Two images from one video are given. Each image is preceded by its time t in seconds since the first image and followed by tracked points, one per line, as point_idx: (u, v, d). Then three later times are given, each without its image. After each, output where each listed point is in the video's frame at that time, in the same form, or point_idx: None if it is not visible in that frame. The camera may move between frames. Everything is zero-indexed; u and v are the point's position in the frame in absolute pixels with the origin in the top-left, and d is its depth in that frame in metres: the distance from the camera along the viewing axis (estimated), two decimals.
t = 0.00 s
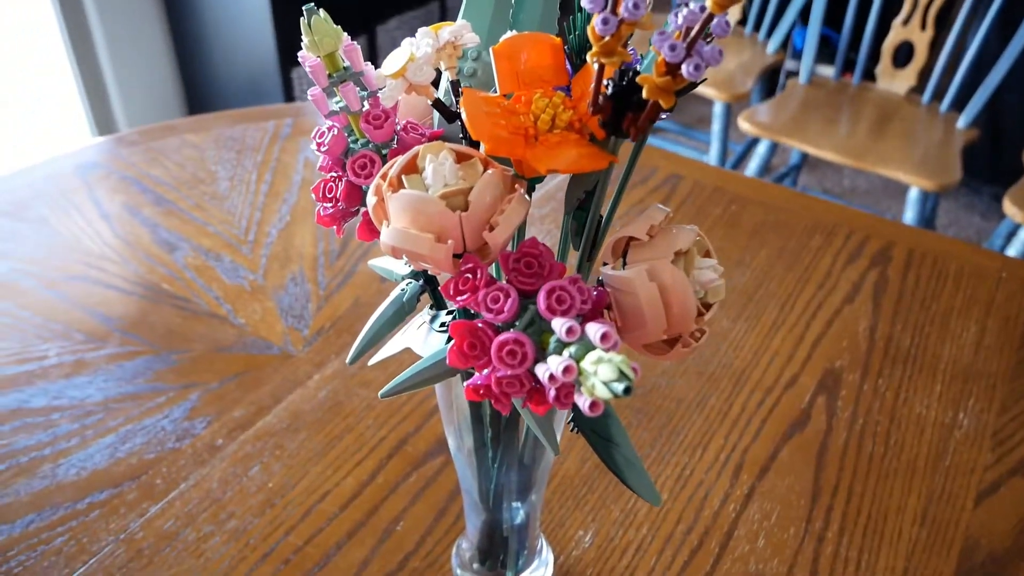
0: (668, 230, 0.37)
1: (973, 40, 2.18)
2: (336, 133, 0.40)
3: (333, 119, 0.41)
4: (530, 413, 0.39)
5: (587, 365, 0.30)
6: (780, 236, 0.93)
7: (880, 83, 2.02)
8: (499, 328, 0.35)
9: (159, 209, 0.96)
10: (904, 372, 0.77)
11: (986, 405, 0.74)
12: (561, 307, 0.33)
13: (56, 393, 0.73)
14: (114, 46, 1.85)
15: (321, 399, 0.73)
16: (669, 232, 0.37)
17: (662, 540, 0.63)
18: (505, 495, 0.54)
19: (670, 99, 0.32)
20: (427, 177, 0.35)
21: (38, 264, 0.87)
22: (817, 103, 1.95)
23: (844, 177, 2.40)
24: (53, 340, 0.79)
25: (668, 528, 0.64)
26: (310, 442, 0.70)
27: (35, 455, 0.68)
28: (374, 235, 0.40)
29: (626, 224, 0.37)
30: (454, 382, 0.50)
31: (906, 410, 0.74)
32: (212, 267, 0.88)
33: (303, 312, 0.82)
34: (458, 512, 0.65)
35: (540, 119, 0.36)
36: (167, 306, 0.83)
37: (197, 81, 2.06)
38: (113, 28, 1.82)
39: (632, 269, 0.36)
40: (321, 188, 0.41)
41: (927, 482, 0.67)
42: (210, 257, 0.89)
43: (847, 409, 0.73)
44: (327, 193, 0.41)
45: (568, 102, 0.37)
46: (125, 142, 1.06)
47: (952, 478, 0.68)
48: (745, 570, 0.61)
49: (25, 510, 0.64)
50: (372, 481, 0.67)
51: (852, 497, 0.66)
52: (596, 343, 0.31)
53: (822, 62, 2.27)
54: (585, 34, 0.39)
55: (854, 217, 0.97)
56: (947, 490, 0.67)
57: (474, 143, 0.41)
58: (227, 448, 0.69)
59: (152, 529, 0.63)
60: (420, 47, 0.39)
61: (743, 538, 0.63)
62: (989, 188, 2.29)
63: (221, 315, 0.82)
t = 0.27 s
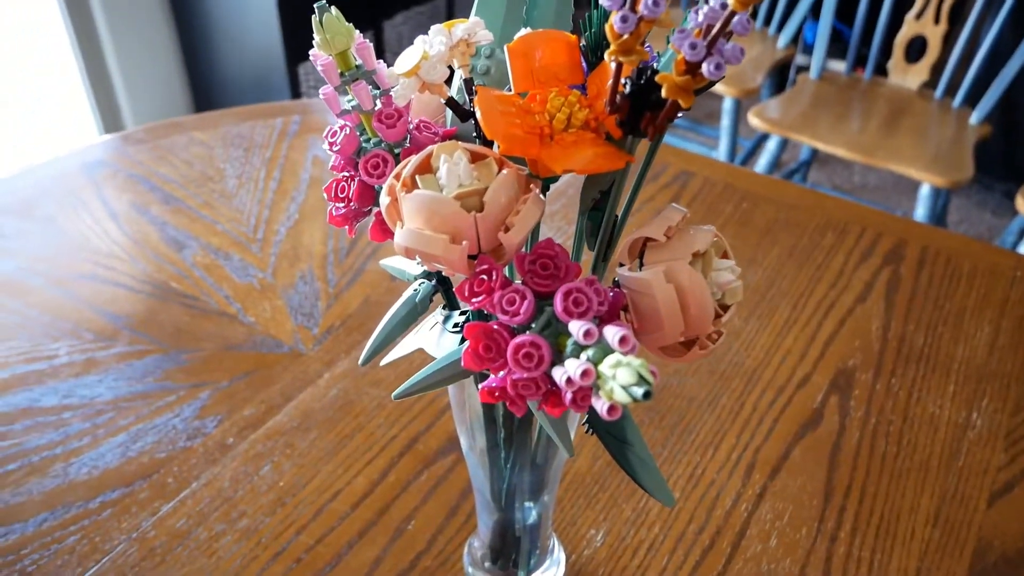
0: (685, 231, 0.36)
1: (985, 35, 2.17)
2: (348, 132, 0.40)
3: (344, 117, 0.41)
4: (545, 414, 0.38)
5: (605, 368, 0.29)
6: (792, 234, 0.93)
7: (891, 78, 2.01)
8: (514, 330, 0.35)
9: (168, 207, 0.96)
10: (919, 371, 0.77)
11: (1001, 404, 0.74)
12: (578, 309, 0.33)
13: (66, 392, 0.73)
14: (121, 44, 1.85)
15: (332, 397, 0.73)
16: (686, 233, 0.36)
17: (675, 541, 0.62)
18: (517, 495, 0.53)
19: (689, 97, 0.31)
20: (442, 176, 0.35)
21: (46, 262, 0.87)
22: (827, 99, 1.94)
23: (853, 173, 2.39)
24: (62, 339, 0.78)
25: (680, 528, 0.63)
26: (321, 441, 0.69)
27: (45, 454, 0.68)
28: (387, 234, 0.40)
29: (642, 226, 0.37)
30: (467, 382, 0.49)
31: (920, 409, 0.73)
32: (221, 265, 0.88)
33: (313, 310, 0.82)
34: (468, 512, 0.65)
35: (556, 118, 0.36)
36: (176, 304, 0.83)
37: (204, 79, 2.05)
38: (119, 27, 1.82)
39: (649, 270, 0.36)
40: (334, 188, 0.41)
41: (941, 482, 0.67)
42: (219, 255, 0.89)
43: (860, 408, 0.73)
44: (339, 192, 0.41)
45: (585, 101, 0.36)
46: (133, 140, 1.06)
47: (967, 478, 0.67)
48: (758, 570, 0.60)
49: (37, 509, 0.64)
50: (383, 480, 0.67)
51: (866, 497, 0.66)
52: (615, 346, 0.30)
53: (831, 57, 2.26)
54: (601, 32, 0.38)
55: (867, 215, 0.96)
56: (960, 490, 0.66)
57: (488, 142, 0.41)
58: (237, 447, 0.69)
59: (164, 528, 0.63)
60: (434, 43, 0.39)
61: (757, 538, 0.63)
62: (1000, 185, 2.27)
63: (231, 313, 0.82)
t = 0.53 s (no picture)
0: (683, 231, 0.36)
1: (975, 18, 2.16)
2: (339, 128, 0.39)
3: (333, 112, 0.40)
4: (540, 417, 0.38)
5: (603, 377, 0.29)
6: (784, 223, 0.92)
7: (881, 62, 2.00)
8: (509, 333, 0.34)
9: (153, 196, 0.95)
10: (911, 361, 0.76)
11: (993, 395, 0.74)
12: (575, 313, 0.32)
13: (50, 387, 0.72)
14: (107, 30, 1.83)
15: (321, 390, 0.72)
16: (684, 233, 0.36)
17: (668, 534, 0.62)
18: (510, 492, 0.53)
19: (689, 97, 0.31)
20: (435, 176, 0.34)
21: (30, 253, 0.86)
22: (817, 83, 1.93)
23: (843, 157, 2.39)
24: (46, 332, 0.77)
25: (673, 521, 0.63)
26: (311, 436, 0.69)
27: (31, 450, 0.67)
28: (378, 233, 0.39)
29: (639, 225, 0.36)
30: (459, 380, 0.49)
31: (912, 400, 0.73)
32: (208, 255, 0.87)
33: (302, 301, 0.81)
34: (460, 507, 0.64)
35: (552, 116, 0.35)
36: (162, 295, 0.82)
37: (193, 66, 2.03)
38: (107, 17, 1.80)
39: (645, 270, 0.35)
40: (323, 185, 0.40)
41: (933, 474, 0.67)
42: (205, 245, 0.88)
43: (853, 399, 0.73)
44: (330, 190, 0.40)
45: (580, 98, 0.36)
46: (117, 127, 1.05)
47: (959, 470, 0.67)
48: (751, 565, 0.60)
49: (22, 507, 0.63)
50: (374, 475, 0.66)
51: (859, 490, 0.66)
52: (613, 353, 0.30)
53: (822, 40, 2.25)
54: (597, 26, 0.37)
55: (859, 203, 0.96)
56: (952, 481, 0.66)
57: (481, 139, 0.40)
58: (226, 441, 0.68)
59: (151, 526, 0.62)
60: (426, 38, 0.38)
61: (749, 532, 0.62)
62: (989, 169, 2.27)
63: (218, 304, 0.81)
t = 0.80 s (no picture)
0: (681, 232, 0.35)
1: (966, 8, 2.16)
2: (330, 129, 0.39)
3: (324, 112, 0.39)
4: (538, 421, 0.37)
5: (603, 384, 0.28)
6: (778, 217, 0.92)
7: (873, 53, 2.00)
8: (505, 338, 0.34)
9: (143, 193, 0.94)
10: (906, 356, 0.76)
11: (989, 389, 0.74)
12: (573, 318, 0.32)
13: (40, 387, 0.71)
14: (95, 25, 1.81)
15: (315, 389, 0.72)
16: (683, 234, 0.35)
17: (664, 533, 0.62)
18: (507, 493, 0.53)
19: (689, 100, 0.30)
20: (430, 179, 0.33)
21: (18, 251, 0.85)
22: (809, 74, 1.93)
23: (835, 148, 2.39)
24: (35, 331, 0.76)
25: (670, 519, 0.63)
26: (304, 436, 0.68)
27: (21, 453, 0.66)
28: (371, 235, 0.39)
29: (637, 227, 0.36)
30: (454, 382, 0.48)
31: (908, 395, 0.73)
32: (198, 253, 0.86)
33: (294, 299, 0.80)
34: (456, 507, 0.64)
35: (547, 117, 0.34)
36: (153, 294, 0.81)
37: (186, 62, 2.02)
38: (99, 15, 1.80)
39: (644, 273, 0.35)
40: (315, 186, 0.40)
41: (930, 470, 0.67)
42: (196, 243, 0.87)
43: (849, 395, 0.72)
44: (321, 192, 0.39)
45: (576, 98, 0.35)
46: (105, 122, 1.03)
47: (956, 465, 0.67)
48: (749, 563, 0.60)
49: (12, 510, 0.62)
50: (368, 475, 0.66)
51: (856, 486, 0.65)
52: (613, 360, 0.29)
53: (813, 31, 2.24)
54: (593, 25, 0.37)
55: (854, 196, 0.96)
56: (950, 477, 0.66)
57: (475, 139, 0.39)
58: (218, 442, 0.67)
59: (144, 528, 0.61)
60: (419, 37, 0.37)
61: (746, 529, 0.62)
62: (981, 158, 2.28)
63: (209, 303, 0.80)
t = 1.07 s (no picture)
0: (679, 220, 0.35)
1: None
2: (323, 119, 0.38)
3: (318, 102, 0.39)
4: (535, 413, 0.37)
5: (599, 375, 0.28)
6: (780, 206, 0.91)
7: (874, 41, 1.99)
8: (501, 329, 0.33)
9: (142, 187, 0.93)
10: (909, 345, 0.76)
11: (992, 378, 0.73)
12: (569, 308, 0.31)
13: (39, 382, 0.71)
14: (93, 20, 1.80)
15: (314, 382, 0.71)
16: (680, 222, 0.35)
17: (666, 525, 0.62)
18: (506, 486, 0.52)
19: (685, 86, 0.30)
20: (424, 168, 0.33)
21: (16, 246, 0.84)
22: (810, 62, 1.92)
23: (837, 137, 2.38)
24: (34, 326, 0.76)
25: (671, 511, 0.62)
26: (303, 429, 0.68)
27: (20, 447, 0.66)
28: (366, 225, 0.38)
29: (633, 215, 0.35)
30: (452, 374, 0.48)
31: (911, 385, 0.72)
32: (197, 246, 0.85)
33: (293, 292, 0.80)
34: (456, 499, 0.64)
35: (544, 104, 0.34)
36: (151, 288, 0.81)
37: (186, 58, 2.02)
38: (98, 12, 1.80)
39: (642, 261, 0.34)
40: (309, 177, 0.39)
41: (934, 459, 0.66)
42: (194, 236, 0.87)
43: (851, 385, 0.72)
44: (315, 183, 0.39)
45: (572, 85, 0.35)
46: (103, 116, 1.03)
47: (959, 455, 0.67)
48: (750, 554, 0.60)
49: (11, 504, 0.62)
50: (368, 468, 0.65)
51: (858, 477, 0.65)
52: (609, 350, 0.29)
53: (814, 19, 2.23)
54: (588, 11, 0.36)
55: (855, 184, 0.95)
56: (953, 466, 0.66)
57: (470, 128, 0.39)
58: (217, 436, 0.67)
59: (143, 522, 0.61)
60: (413, 25, 0.36)
61: (748, 521, 0.62)
62: (983, 146, 2.27)
63: (208, 296, 0.80)
